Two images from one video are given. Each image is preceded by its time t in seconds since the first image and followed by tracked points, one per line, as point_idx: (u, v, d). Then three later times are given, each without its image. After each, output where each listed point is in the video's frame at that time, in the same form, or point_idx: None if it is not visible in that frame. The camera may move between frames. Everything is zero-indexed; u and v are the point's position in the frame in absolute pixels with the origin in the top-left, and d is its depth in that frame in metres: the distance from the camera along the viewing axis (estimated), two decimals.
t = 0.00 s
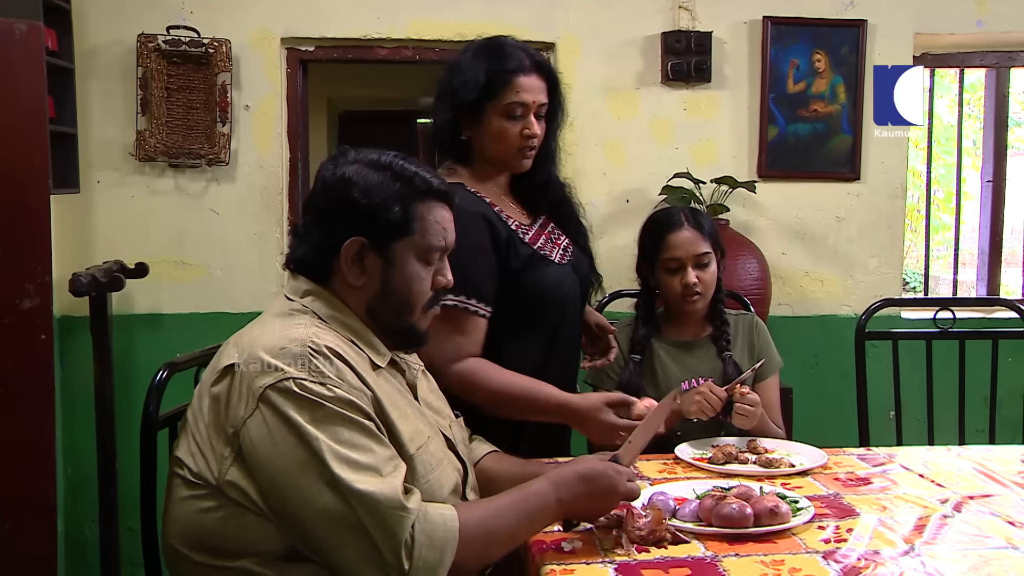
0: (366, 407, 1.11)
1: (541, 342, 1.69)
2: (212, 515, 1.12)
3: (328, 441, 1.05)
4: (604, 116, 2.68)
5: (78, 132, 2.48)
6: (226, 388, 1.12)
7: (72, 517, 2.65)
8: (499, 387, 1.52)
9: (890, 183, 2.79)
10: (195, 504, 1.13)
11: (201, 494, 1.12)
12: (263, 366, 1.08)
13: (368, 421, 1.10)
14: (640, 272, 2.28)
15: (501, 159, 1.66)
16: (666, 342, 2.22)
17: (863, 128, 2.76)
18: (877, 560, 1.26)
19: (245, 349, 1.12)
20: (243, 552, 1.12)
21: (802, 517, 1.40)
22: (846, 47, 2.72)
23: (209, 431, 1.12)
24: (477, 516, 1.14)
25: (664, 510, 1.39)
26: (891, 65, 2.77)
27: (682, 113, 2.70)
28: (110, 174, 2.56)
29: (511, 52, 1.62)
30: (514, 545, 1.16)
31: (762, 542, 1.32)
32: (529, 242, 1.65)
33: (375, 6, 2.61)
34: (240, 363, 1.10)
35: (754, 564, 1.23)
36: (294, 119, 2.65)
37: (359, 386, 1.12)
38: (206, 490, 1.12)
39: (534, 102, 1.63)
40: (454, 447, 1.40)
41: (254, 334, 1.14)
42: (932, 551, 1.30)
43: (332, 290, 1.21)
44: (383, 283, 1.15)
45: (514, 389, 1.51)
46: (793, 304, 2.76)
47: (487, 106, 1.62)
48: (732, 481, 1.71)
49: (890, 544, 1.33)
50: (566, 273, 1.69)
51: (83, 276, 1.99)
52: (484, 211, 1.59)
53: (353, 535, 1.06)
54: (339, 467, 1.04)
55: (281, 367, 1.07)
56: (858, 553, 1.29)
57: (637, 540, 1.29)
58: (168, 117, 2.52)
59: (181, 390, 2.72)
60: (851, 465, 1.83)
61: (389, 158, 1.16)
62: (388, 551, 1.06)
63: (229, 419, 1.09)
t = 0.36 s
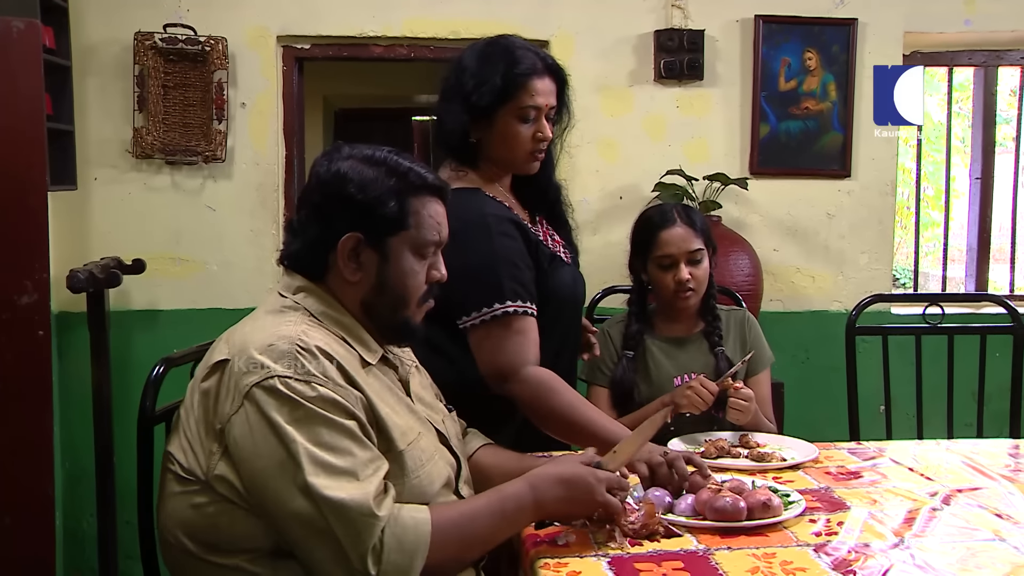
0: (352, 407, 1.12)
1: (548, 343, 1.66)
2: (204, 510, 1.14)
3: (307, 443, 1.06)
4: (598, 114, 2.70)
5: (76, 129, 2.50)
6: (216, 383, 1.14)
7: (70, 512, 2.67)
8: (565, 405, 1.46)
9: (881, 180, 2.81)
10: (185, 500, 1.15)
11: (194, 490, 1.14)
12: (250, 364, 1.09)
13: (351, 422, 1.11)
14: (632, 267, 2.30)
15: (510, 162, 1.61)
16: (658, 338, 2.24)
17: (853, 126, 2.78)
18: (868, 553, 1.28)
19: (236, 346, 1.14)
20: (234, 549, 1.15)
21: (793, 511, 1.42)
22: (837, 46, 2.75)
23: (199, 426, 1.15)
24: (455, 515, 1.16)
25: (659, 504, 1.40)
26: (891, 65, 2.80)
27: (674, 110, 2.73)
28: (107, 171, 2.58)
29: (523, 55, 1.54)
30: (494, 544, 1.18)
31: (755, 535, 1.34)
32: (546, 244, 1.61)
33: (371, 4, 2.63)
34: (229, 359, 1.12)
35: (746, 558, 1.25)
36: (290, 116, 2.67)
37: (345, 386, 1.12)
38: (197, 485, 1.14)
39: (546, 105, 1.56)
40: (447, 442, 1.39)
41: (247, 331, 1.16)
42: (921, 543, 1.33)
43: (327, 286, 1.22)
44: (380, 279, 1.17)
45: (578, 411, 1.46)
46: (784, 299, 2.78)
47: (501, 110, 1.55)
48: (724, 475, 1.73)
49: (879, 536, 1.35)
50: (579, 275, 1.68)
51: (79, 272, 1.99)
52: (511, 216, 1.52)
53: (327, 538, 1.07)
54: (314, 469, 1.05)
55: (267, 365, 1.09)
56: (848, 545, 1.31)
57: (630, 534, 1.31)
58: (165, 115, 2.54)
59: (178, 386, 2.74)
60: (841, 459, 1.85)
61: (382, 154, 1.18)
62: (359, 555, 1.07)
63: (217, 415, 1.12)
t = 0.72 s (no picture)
0: (351, 403, 1.13)
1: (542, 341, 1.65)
2: (200, 508, 1.15)
3: (309, 438, 1.07)
4: (591, 111, 2.72)
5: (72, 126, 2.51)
6: (215, 380, 1.15)
7: (66, 507, 2.69)
8: (515, 391, 1.48)
9: (872, 177, 2.83)
10: (184, 497, 1.16)
11: (190, 487, 1.16)
12: (249, 361, 1.10)
13: (352, 417, 1.12)
14: (626, 264, 2.31)
15: (494, 158, 1.63)
16: (652, 334, 2.25)
17: (845, 123, 2.80)
18: (858, 546, 1.30)
19: (235, 342, 1.15)
20: (233, 547, 1.16)
21: (785, 505, 1.43)
22: (829, 44, 2.77)
23: (198, 423, 1.16)
24: (454, 516, 1.17)
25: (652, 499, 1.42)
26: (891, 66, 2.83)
27: (667, 107, 2.74)
28: (102, 167, 2.59)
29: (505, 51, 1.56)
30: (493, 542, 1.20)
31: (746, 529, 1.36)
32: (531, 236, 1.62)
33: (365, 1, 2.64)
34: (229, 356, 1.13)
35: (737, 552, 1.26)
36: (284, 113, 2.68)
37: (345, 383, 1.13)
38: (194, 483, 1.15)
39: (529, 100, 1.58)
40: (446, 441, 1.40)
41: (245, 328, 1.17)
42: (911, 537, 1.34)
43: (329, 285, 1.23)
44: (389, 277, 1.18)
45: (525, 397, 1.49)
46: (777, 295, 2.80)
47: (484, 106, 1.57)
48: (716, 470, 1.74)
49: (870, 530, 1.37)
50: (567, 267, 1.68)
51: (76, 269, 1.98)
52: (493, 207, 1.56)
53: (330, 532, 1.08)
54: (318, 463, 1.06)
55: (267, 362, 1.10)
56: (839, 539, 1.33)
57: (623, 529, 1.33)
58: (160, 112, 2.55)
59: (173, 381, 2.75)
60: (833, 454, 1.87)
61: (384, 152, 1.18)
62: (364, 549, 1.08)
63: (217, 412, 1.13)
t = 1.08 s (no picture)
0: (351, 406, 1.13)
1: (509, 320, 1.79)
2: (199, 508, 1.16)
3: (309, 441, 1.07)
4: (588, 109, 2.72)
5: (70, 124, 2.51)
6: (214, 381, 1.16)
7: (65, 503, 2.69)
8: (430, 358, 1.71)
9: (869, 175, 2.84)
10: (181, 497, 1.17)
11: (190, 487, 1.16)
12: (248, 364, 1.11)
13: (351, 420, 1.12)
14: (625, 260, 2.32)
15: (478, 153, 1.81)
16: (650, 331, 2.25)
17: (842, 121, 2.81)
18: (855, 543, 1.30)
19: (234, 344, 1.15)
20: (234, 547, 1.17)
21: (782, 501, 1.44)
22: (826, 41, 2.77)
23: (198, 425, 1.16)
24: (456, 514, 1.17)
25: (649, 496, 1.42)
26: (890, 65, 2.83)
27: (665, 105, 2.75)
28: (101, 165, 2.59)
29: (488, 56, 1.76)
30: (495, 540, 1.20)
31: (743, 526, 1.37)
32: (499, 220, 1.80)
33: None
34: (227, 357, 1.14)
35: (735, 548, 1.27)
36: (283, 110, 2.69)
37: (344, 386, 1.14)
38: (194, 483, 1.16)
39: (509, 101, 1.77)
40: (449, 440, 1.40)
41: (244, 329, 1.17)
42: (908, 533, 1.35)
43: (330, 285, 1.23)
44: (392, 277, 1.18)
45: (437, 363, 1.70)
46: (774, 293, 2.81)
47: (467, 105, 1.76)
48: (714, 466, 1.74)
49: (866, 527, 1.38)
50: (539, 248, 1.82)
51: (74, 267, 1.99)
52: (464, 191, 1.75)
53: (331, 535, 1.08)
54: (317, 466, 1.06)
55: (265, 365, 1.10)
56: (836, 535, 1.33)
57: (621, 526, 1.33)
58: (158, 109, 2.55)
59: (171, 379, 2.76)
60: (830, 450, 1.87)
61: (388, 151, 1.18)
62: (364, 551, 1.08)
63: (216, 414, 1.13)
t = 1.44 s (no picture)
0: (347, 405, 1.13)
1: (510, 315, 1.80)
2: (198, 510, 1.16)
3: (307, 441, 1.07)
4: (590, 107, 2.72)
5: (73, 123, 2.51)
6: (210, 383, 1.16)
7: (68, 501, 2.70)
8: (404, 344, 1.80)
9: (871, 173, 2.84)
10: (179, 499, 1.18)
11: (188, 490, 1.17)
12: (245, 365, 1.11)
13: (348, 418, 1.12)
14: (630, 255, 2.32)
15: (482, 156, 1.82)
16: (654, 329, 2.24)
17: (844, 120, 2.80)
18: (858, 542, 1.30)
19: (229, 346, 1.15)
20: (231, 548, 1.17)
21: (785, 500, 1.44)
22: (828, 40, 2.77)
23: (195, 428, 1.17)
24: (452, 504, 1.16)
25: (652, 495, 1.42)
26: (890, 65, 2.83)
27: (667, 104, 2.75)
28: (103, 164, 2.60)
29: (494, 60, 1.77)
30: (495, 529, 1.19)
31: (746, 525, 1.37)
32: (505, 212, 1.81)
33: None
34: (222, 359, 1.14)
35: (737, 547, 1.27)
36: (285, 109, 2.69)
37: (339, 385, 1.13)
38: (192, 485, 1.16)
39: (514, 104, 1.79)
40: (443, 436, 1.40)
41: (239, 330, 1.17)
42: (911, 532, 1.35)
43: (320, 282, 1.24)
44: (377, 275, 1.19)
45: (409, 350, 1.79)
46: (776, 291, 2.81)
47: (474, 109, 1.77)
48: (717, 465, 1.74)
49: (870, 526, 1.38)
50: (540, 243, 1.83)
51: (77, 265, 1.99)
52: (470, 186, 1.77)
53: (333, 532, 1.08)
54: (316, 465, 1.06)
55: (262, 366, 1.10)
56: (839, 534, 1.33)
57: (624, 524, 1.33)
58: (162, 108, 2.55)
59: (174, 377, 2.76)
60: (833, 449, 1.87)
61: (376, 147, 1.18)
62: (367, 547, 1.08)
63: (213, 416, 1.14)
